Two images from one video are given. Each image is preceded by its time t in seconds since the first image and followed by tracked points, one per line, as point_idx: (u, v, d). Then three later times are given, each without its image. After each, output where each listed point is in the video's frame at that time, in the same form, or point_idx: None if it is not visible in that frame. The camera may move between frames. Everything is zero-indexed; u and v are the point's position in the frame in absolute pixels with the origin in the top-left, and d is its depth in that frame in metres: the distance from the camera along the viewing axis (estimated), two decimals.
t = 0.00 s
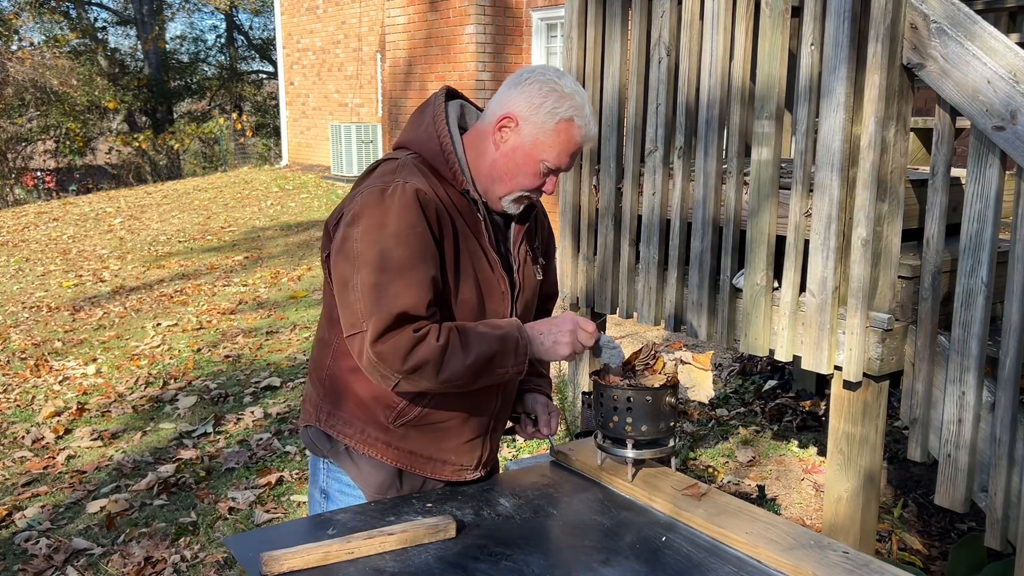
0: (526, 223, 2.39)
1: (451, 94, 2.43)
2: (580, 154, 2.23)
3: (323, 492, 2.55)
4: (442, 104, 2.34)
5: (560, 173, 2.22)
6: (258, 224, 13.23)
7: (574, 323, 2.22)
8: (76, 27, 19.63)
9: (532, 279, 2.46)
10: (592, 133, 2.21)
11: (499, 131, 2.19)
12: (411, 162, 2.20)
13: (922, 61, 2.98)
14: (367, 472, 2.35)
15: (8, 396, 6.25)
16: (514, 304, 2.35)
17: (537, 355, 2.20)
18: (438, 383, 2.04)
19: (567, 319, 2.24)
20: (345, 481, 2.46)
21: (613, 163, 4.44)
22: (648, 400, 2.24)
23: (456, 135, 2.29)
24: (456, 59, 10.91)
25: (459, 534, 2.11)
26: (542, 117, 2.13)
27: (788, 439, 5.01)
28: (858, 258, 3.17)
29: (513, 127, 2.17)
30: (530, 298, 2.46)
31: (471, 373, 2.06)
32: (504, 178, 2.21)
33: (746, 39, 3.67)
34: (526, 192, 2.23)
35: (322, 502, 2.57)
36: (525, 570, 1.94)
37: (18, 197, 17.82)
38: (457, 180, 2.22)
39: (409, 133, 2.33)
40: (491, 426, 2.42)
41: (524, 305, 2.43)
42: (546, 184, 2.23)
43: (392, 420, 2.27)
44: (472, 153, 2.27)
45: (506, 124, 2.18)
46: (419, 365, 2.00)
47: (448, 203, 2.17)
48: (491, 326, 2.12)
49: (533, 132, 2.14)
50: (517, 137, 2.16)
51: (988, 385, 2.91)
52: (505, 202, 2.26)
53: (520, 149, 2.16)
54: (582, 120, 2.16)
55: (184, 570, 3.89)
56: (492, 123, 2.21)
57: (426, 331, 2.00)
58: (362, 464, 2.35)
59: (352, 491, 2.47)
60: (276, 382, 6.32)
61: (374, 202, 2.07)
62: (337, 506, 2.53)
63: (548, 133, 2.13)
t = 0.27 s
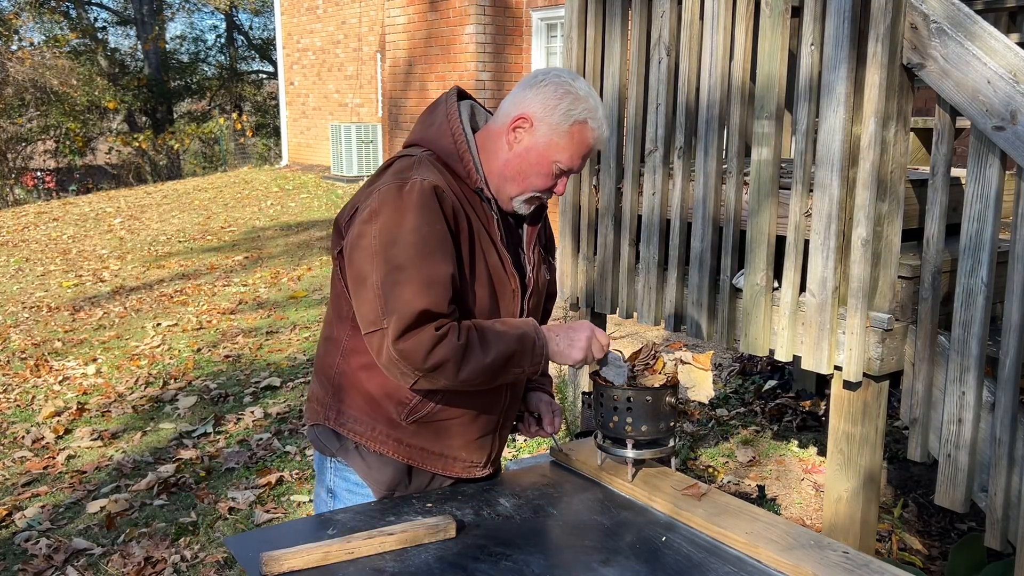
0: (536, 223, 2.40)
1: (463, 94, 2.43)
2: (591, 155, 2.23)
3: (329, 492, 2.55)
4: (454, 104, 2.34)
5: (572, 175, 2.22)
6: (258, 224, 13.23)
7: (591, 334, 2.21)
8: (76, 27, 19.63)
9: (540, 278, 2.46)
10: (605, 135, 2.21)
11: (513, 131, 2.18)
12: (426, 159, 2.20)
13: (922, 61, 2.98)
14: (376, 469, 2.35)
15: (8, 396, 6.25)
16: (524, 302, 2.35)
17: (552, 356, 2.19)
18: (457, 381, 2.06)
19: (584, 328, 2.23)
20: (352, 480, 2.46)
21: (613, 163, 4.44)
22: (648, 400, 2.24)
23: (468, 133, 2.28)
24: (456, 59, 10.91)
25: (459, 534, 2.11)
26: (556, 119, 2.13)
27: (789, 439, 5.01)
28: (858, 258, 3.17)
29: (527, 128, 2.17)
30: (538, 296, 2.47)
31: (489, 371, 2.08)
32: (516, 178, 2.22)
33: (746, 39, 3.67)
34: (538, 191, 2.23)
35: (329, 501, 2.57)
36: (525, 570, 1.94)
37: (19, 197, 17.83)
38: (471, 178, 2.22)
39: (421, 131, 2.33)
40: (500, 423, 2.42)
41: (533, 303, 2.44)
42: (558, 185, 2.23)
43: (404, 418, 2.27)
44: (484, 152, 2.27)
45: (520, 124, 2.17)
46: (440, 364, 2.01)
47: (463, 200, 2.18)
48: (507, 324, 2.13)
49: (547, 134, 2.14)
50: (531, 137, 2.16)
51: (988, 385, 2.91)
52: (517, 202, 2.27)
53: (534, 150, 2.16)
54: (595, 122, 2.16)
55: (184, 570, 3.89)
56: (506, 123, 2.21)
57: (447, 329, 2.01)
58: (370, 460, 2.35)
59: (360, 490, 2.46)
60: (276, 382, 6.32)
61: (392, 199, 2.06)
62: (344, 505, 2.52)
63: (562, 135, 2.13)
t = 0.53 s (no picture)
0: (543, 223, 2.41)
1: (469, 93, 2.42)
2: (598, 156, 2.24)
3: (333, 490, 2.54)
4: (461, 104, 2.34)
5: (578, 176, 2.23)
6: (258, 224, 13.23)
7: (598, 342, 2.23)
8: (76, 27, 19.62)
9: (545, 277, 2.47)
10: (612, 137, 2.22)
11: (521, 131, 2.18)
12: (434, 158, 2.20)
13: (922, 61, 2.98)
14: (382, 468, 2.34)
15: (8, 396, 6.25)
16: (530, 301, 2.35)
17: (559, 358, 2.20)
18: (468, 379, 2.07)
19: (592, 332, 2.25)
20: (357, 478, 2.45)
21: (613, 163, 4.44)
22: (648, 400, 2.24)
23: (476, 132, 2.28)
24: (456, 59, 10.91)
25: (459, 534, 2.11)
26: (564, 121, 2.13)
27: (789, 439, 5.01)
28: (858, 258, 3.17)
29: (534, 129, 2.17)
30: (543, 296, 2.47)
31: (499, 369, 2.09)
32: (523, 178, 2.22)
33: (746, 39, 3.67)
34: (544, 192, 2.24)
35: (332, 499, 2.56)
36: (525, 570, 1.93)
37: (19, 197, 17.83)
38: (479, 177, 2.22)
39: (429, 131, 2.33)
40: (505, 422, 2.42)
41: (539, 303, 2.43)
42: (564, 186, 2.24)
43: (410, 416, 2.27)
44: (491, 152, 2.26)
45: (528, 125, 2.17)
46: (452, 362, 2.02)
47: (471, 199, 2.18)
48: (517, 322, 2.14)
49: (556, 134, 2.14)
50: (539, 138, 2.16)
51: (989, 385, 2.91)
52: (523, 202, 2.27)
53: (542, 150, 2.16)
54: (603, 123, 2.17)
55: (184, 570, 3.89)
56: (513, 123, 2.21)
57: (458, 328, 2.02)
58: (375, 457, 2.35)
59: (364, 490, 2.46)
60: (276, 382, 6.32)
61: (401, 198, 2.06)
62: (348, 503, 2.51)
63: (570, 137, 2.14)
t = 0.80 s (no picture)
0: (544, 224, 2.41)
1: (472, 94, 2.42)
2: (599, 158, 2.24)
3: (334, 489, 2.54)
4: (464, 105, 2.34)
5: (580, 178, 2.23)
6: (258, 224, 13.23)
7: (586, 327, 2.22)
8: (76, 27, 19.62)
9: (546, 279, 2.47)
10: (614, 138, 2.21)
11: (523, 133, 2.18)
12: (435, 160, 2.20)
13: (922, 61, 2.98)
14: (382, 468, 2.35)
15: (8, 396, 6.25)
16: (530, 303, 2.35)
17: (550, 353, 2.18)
18: (460, 379, 2.05)
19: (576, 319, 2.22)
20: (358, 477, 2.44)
21: (613, 163, 4.44)
22: (648, 400, 2.25)
23: (478, 133, 2.28)
24: (456, 59, 10.92)
25: (459, 534, 2.11)
26: (566, 122, 2.13)
27: (789, 439, 5.01)
28: (858, 258, 3.17)
29: (536, 130, 2.17)
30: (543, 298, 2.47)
31: (490, 369, 2.07)
32: (525, 179, 2.22)
33: (746, 39, 3.67)
34: (545, 193, 2.24)
35: (334, 499, 2.56)
36: (525, 570, 1.93)
37: (19, 197, 17.83)
38: (481, 179, 2.22)
39: (431, 132, 2.33)
40: (503, 423, 2.42)
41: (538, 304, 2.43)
42: (566, 187, 2.24)
43: (407, 417, 2.27)
44: (493, 153, 2.26)
45: (530, 126, 2.17)
46: (443, 362, 2.01)
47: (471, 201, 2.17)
48: (509, 322, 2.12)
49: (558, 136, 2.14)
50: (541, 139, 2.16)
51: (989, 385, 2.90)
52: (525, 202, 2.27)
53: (543, 151, 2.16)
54: (605, 125, 2.17)
55: (184, 570, 3.89)
56: (516, 123, 2.21)
57: (449, 327, 2.01)
58: (372, 457, 2.35)
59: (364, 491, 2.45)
60: (276, 382, 6.32)
61: (401, 199, 2.06)
62: (349, 502, 2.51)
63: (572, 138, 2.14)
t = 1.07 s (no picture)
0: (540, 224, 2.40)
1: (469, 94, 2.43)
2: (592, 157, 2.23)
3: (332, 487, 2.53)
4: (459, 104, 2.34)
5: (572, 176, 2.22)
6: (258, 224, 13.23)
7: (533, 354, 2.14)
8: (76, 27, 19.62)
9: (542, 281, 2.47)
10: (605, 135, 2.21)
11: (513, 132, 2.19)
12: (425, 159, 2.22)
13: (922, 61, 2.98)
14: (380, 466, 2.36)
15: (8, 396, 6.25)
16: (522, 303, 2.35)
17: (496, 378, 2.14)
18: (383, 376, 2.06)
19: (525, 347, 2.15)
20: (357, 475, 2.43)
21: (613, 163, 4.44)
22: (648, 400, 2.25)
23: (473, 133, 2.29)
24: (456, 59, 10.92)
25: (459, 534, 2.11)
26: (556, 120, 2.13)
27: (789, 439, 5.00)
28: (858, 257, 3.17)
29: (527, 129, 2.17)
30: (538, 300, 2.47)
31: (418, 371, 2.06)
32: (517, 179, 2.21)
33: (746, 39, 3.67)
34: (538, 192, 2.23)
35: (331, 497, 2.54)
36: (525, 570, 1.93)
37: (19, 197, 17.84)
38: (471, 178, 2.22)
39: (426, 131, 2.34)
40: (492, 423, 2.46)
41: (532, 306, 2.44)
42: (558, 187, 2.23)
43: (396, 416, 2.30)
44: (486, 152, 2.26)
45: (521, 125, 2.17)
46: (367, 356, 2.03)
47: (455, 202, 2.18)
48: (454, 333, 2.10)
49: (547, 134, 2.14)
50: (531, 138, 2.16)
51: (989, 385, 2.90)
52: (518, 201, 2.26)
53: (533, 150, 2.16)
54: (595, 122, 2.16)
55: (184, 570, 3.89)
56: (507, 123, 2.21)
57: (382, 325, 2.03)
58: (364, 456, 2.37)
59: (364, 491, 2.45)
60: (276, 382, 6.32)
61: (376, 196, 2.12)
62: (348, 500, 2.50)
63: (562, 136, 2.13)
